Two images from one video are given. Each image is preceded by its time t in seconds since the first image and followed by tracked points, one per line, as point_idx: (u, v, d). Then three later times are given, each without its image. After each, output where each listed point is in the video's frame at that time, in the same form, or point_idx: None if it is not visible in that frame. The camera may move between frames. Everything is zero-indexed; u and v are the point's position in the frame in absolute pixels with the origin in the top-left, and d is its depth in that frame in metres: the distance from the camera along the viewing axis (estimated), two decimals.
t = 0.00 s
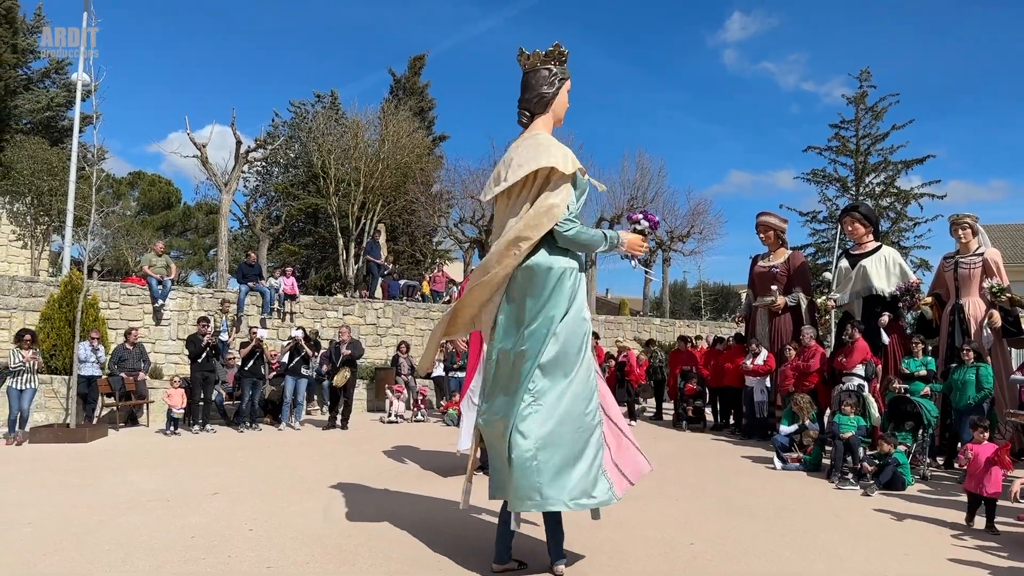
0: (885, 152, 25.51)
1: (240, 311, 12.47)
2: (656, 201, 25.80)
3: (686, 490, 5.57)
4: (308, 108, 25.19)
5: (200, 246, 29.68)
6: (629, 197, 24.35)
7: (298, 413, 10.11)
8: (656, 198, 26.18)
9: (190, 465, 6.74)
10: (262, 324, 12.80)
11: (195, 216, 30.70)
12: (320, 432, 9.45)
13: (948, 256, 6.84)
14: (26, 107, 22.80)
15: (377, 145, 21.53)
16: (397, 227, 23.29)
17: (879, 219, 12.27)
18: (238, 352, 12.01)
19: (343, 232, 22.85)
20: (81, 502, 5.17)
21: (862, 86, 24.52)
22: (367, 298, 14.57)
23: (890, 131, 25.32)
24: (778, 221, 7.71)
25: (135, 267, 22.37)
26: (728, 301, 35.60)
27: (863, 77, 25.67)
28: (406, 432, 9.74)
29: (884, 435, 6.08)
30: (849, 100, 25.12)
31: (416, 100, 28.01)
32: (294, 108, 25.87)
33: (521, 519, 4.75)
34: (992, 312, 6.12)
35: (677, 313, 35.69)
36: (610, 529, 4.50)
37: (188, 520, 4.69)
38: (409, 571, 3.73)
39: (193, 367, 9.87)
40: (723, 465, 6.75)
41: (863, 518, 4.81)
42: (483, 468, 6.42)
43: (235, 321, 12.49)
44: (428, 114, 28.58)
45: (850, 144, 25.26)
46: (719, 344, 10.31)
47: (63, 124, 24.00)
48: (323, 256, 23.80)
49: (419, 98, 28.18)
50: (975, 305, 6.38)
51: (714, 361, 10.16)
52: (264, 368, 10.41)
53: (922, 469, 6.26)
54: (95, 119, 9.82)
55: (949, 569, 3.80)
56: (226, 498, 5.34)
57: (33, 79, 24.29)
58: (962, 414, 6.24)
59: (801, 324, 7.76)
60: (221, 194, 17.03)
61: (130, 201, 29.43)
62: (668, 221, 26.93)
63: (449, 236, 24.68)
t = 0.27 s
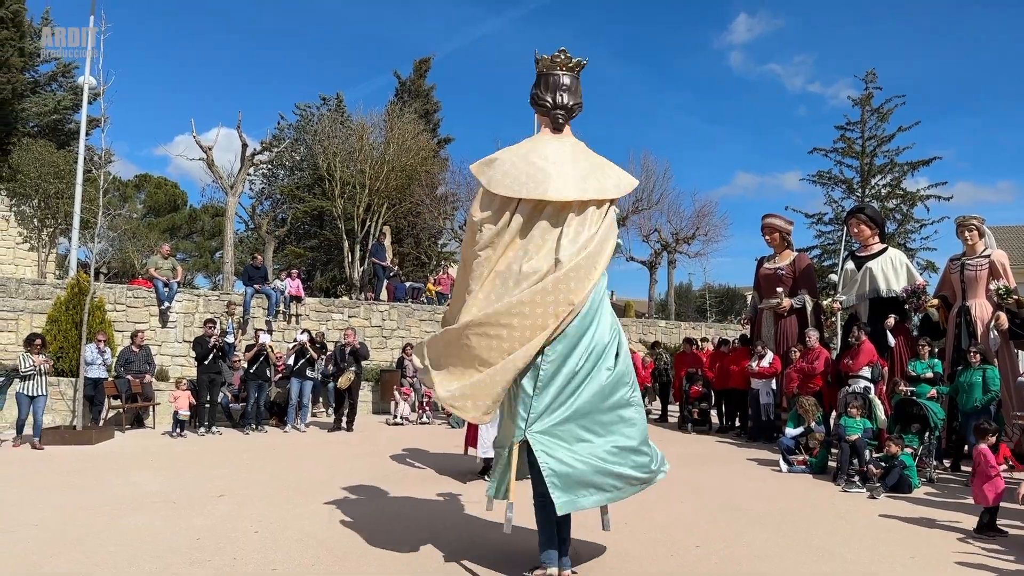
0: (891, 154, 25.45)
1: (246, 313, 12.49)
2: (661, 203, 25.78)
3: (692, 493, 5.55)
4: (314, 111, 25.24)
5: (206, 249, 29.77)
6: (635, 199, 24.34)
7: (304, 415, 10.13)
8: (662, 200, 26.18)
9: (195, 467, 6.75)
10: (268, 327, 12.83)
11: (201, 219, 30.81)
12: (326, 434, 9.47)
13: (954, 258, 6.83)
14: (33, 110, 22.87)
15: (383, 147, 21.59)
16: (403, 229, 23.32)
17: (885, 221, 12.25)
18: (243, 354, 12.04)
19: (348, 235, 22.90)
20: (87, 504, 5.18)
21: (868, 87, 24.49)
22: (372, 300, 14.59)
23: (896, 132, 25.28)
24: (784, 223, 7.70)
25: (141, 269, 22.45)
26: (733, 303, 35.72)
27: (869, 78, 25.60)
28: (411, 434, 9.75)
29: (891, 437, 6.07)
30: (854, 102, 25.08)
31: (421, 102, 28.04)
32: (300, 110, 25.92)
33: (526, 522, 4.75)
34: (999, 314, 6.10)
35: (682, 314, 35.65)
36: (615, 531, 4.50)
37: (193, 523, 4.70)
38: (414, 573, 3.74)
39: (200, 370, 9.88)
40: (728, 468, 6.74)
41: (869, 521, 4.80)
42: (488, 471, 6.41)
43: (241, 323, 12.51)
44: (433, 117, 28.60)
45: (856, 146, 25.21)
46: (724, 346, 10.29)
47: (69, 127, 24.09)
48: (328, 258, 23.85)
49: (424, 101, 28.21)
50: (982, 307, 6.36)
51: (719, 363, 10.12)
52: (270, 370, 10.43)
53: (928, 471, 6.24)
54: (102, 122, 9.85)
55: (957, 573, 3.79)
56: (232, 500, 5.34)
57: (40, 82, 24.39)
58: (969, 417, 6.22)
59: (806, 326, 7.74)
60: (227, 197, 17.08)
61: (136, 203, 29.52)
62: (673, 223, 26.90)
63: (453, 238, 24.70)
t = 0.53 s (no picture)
0: (896, 154, 25.40)
1: (251, 314, 12.51)
2: (665, 204, 25.77)
3: (696, 495, 5.53)
4: (318, 113, 25.28)
5: (211, 250, 29.84)
6: (639, 200, 24.33)
7: (309, 416, 10.14)
8: (666, 201, 26.17)
9: (200, 468, 6.75)
10: (272, 328, 12.84)
11: (206, 220, 30.89)
12: (330, 435, 9.48)
13: (959, 259, 6.82)
14: (39, 112, 22.91)
15: (387, 148, 21.63)
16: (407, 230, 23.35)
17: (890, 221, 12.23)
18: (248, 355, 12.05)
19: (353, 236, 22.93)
20: (92, 506, 5.18)
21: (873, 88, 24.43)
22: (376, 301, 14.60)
23: (901, 133, 25.23)
24: (788, 224, 7.68)
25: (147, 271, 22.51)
26: (738, 304, 35.70)
27: (874, 79, 25.56)
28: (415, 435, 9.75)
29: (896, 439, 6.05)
30: (859, 102, 25.04)
31: (426, 104, 28.07)
32: (304, 112, 25.97)
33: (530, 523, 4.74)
34: (1005, 315, 6.07)
35: (687, 315, 35.64)
36: (619, 533, 4.49)
37: (198, 524, 4.70)
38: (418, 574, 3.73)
39: (205, 371, 9.90)
40: (733, 469, 6.72)
41: (875, 522, 4.79)
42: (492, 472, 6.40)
43: (246, 324, 12.53)
44: (437, 118, 28.63)
45: (861, 146, 25.18)
46: (729, 348, 10.27)
47: (75, 129, 24.15)
48: (333, 259, 23.88)
49: (428, 102, 28.24)
50: (987, 308, 6.35)
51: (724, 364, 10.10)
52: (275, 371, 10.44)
53: (934, 473, 6.22)
54: (108, 125, 9.88)
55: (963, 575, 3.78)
56: (237, 502, 5.34)
57: (46, 84, 24.45)
58: (975, 418, 6.20)
59: (811, 327, 7.72)
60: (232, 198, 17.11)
61: (142, 205, 29.59)
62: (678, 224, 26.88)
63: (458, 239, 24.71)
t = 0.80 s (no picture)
0: (901, 155, 25.35)
1: (255, 315, 12.53)
2: (669, 205, 25.75)
3: (700, 496, 5.53)
4: (322, 114, 25.30)
5: (215, 251, 29.91)
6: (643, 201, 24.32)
7: (313, 417, 10.15)
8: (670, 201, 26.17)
9: (204, 469, 6.76)
10: (277, 329, 12.86)
11: (210, 221, 30.96)
12: (334, 436, 9.49)
13: (964, 259, 6.80)
14: (43, 114, 22.98)
15: (391, 149, 21.65)
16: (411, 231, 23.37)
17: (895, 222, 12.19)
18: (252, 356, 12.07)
19: (357, 237, 22.95)
20: (96, 506, 5.19)
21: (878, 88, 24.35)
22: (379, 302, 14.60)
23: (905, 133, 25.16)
24: (793, 224, 7.66)
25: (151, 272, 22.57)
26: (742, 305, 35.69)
27: (878, 79, 25.50)
28: (419, 436, 9.75)
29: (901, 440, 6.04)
30: (864, 103, 24.99)
31: (429, 105, 28.09)
32: (308, 113, 26.00)
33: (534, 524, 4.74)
34: (1010, 315, 6.06)
35: (691, 316, 35.63)
36: (623, 533, 4.49)
37: (202, 524, 4.70)
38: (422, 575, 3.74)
39: (210, 372, 9.92)
40: (737, 470, 6.71)
41: (880, 524, 4.77)
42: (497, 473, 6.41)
43: (250, 325, 12.56)
44: (441, 119, 28.64)
45: (865, 147, 25.13)
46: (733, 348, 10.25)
47: (79, 130, 24.23)
48: (337, 260, 23.91)
49: (432, 103, 28.24)
50: (992, 309, 6.33)
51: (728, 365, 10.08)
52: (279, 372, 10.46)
53: (939, 473, 6.21)
54: (112, 126, 9.90)
55: None
56: (241, 502, 5.35)
57: (50, 86, 24.53)
58: (980, 419, 6.19)
59: (816, 327, 7.70)
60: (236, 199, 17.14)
61: (146, 206, 29.67)
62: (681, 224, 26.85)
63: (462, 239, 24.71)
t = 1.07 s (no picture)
0: (904, 155, 25.29)
1: (258, 316, 12.56)
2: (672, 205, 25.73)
3: (703, 496, 5.53)
4: (325, 114, 25.33)
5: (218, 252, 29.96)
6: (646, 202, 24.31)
7: (316, 418, 10.16)
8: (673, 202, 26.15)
9: (207, 469, 6.78)
10: (280, 329, 12.88)
11: (214, 222, 31.03)
12: (337, 436, 9.51)
13: (968, 259, 6.77)
14: (47, 115, 23.04)
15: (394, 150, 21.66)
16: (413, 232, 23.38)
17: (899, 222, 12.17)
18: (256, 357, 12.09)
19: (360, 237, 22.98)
20: (99, 506, 5.21)
21: (881, 89, 24.31)
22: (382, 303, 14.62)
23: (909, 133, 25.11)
24: (796, 225, 7.65)
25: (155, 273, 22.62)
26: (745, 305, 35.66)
27: (882, 79, 25.45)
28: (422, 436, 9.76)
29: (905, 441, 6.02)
30: (867, 103, 24.94)
31: (432, 105, 28.10)
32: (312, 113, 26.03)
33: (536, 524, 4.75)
34: (1014, 316, 6.04)
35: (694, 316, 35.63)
36: (626, 534, 4.49)
37: (205, 525, 4.71)
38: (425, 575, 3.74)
39: (214, 372, 9.94)
40: (740, 471, 6.71)
41: (883, 525, 4.76)
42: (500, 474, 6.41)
43: (253, 326, 12.58)
44: (443, 120, 28.67)
45: (868, 147, 25.09)
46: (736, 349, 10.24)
47: (84, 131, 24.28)
48: (340, 261, 23.94)
49: (435, 104, 28.26)
50: (996, 310, 6.31)
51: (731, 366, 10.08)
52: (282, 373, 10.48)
53: (943, 474, 6.20)
54: (116, 127, 9.93)
55: None
56: (244, 502, 5.36)
57: (55, 87, 24.59)
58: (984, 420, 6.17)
59: (820, 328, 7.68)
60: (240, 200, 17.17)
61: (150, 206, 29.74)
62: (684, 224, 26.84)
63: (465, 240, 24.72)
